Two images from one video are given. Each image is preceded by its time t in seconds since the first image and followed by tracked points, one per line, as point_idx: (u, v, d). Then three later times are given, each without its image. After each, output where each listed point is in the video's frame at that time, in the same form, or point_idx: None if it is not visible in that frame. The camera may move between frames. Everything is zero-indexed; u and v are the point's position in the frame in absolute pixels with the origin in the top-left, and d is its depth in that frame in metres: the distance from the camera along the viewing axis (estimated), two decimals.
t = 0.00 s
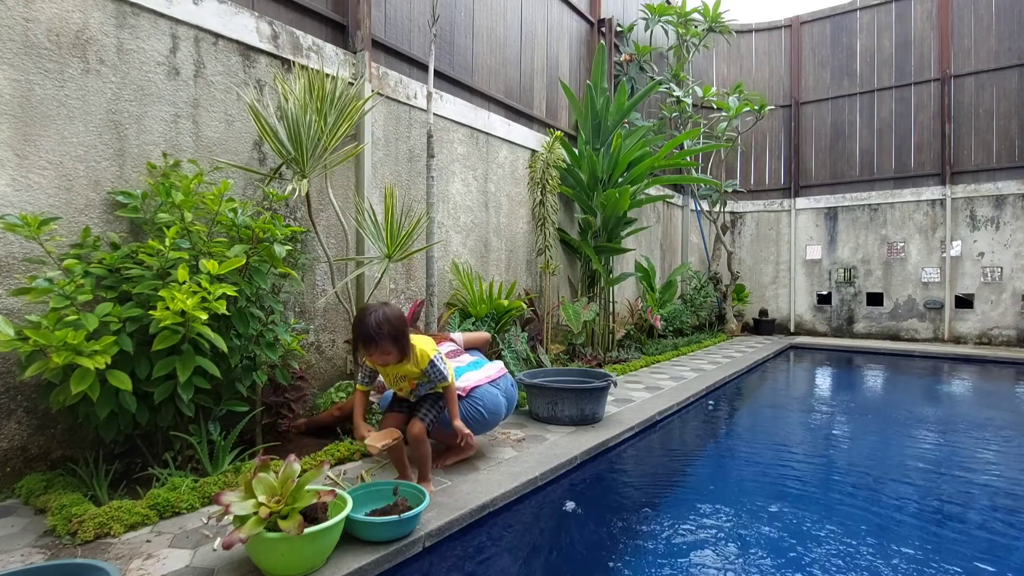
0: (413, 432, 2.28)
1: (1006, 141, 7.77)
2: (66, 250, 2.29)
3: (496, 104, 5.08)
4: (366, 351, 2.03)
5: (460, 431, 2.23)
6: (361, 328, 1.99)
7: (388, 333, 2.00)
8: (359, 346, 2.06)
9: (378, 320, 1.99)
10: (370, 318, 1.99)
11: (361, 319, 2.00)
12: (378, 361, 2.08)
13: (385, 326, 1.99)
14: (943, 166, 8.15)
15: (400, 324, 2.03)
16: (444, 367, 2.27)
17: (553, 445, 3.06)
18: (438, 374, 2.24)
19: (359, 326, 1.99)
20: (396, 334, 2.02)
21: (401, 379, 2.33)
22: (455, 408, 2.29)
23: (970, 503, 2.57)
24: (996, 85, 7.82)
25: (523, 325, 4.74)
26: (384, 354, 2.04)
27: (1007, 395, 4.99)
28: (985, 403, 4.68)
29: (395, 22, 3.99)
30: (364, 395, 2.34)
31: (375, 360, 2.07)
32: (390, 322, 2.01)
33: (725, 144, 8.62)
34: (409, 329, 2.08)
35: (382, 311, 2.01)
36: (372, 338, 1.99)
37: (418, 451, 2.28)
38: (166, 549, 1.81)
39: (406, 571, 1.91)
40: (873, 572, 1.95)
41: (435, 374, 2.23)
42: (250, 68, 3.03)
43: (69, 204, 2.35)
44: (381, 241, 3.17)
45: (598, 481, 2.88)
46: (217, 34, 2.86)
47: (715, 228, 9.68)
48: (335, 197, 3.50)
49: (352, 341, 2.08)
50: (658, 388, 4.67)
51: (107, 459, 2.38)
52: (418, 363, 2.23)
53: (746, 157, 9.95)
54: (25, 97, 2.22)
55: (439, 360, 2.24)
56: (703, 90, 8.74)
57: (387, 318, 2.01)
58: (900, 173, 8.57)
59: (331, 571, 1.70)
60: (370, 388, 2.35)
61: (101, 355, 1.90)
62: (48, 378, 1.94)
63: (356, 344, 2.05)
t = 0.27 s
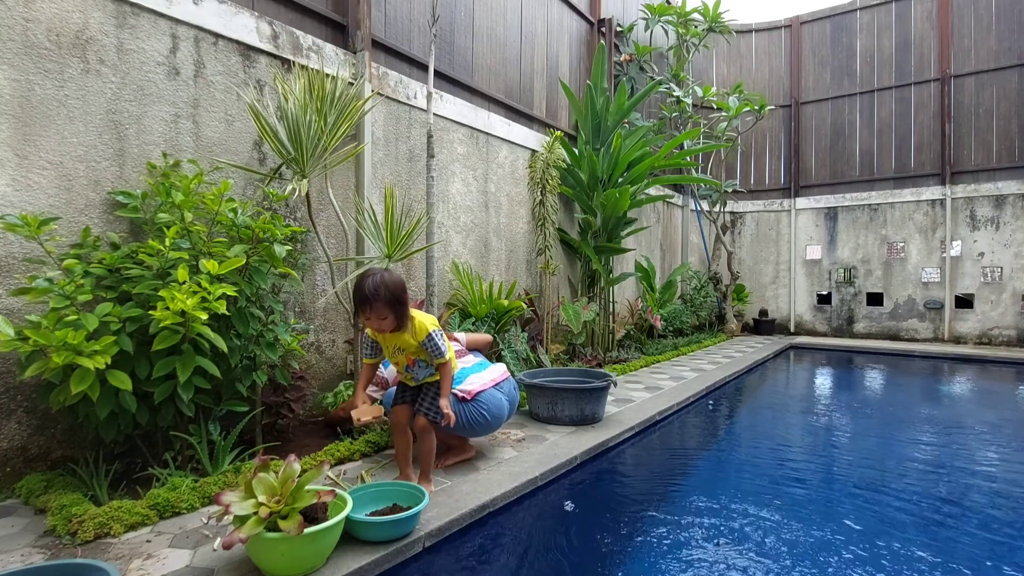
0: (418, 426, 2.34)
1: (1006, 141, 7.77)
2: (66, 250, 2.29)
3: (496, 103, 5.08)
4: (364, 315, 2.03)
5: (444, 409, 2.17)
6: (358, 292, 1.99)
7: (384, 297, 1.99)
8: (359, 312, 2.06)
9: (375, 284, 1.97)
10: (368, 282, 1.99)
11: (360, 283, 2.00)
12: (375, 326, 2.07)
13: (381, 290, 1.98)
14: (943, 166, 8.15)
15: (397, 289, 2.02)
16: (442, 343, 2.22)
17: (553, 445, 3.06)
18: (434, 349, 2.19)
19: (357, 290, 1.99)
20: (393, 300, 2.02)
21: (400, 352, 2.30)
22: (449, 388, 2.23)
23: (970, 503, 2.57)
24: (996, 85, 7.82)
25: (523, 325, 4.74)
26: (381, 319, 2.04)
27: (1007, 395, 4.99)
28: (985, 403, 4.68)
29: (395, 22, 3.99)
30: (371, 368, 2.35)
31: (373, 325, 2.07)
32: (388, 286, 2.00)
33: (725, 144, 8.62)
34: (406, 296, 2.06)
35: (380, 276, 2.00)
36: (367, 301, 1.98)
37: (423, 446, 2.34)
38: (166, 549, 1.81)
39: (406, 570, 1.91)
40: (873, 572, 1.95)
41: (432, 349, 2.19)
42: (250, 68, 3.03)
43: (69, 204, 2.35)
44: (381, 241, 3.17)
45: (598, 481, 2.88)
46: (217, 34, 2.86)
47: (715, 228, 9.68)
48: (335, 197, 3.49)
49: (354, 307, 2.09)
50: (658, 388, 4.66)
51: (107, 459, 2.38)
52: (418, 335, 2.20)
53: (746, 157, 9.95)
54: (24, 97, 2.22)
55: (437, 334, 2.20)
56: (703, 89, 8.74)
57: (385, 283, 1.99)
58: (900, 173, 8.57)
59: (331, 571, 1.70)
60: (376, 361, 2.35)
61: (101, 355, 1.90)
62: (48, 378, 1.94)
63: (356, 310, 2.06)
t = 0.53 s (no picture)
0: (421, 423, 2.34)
1: (1006, 141, 7.77)
2: (66, 250, 2.29)
3: (496, 103, 5.08)
4: (366, 314, 2.02)
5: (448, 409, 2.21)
6: (359, 290, 1.98)
7: (386, 296, 1.99)
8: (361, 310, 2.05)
9: (377, 283, 1.97)
10: (369, 281, 1.98)
11: (361, 281, 1.99)
12: (377, 325, 2.07)
13: (383, 288, 1.98)
14: (943, 166, 8.15)
15: (398, 287, 2.03)
16: (444, 341, 2.22)
17: (553, 445, 3.06)
18: (436, 347, 2.19)
19: (358, 288, 1.98)
20: (395, 298, 2.01)
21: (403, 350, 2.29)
22: (450, 385, 2.24)
23: (971, 503, 2.57)
24: (996, 85, 7.82)
25: (523, 325, 4.74)
26: (383, 318, 2.04)
27: (1007, 394, 4.99)
28: (985, 403, 4.68)
29: (395, 22, 3.99)
30: (372, 368, 2.32)
31: (375, 324, 2.07)
32: (389, 284, 2.00)
33: (725, 144, 8.62)
34: (408, 294, 2.07)
35: (383, 274, 2.00)
36: (369, 299, 1.97)
37: (426, 444, 2.34)
38: (166, 549, 1.81)
39: (406, 571, 1.91)
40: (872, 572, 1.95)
41: (433, 347, 2.19)
42: (250, 68, 3.03)
43: (69, 204, 2.35)
44: (381, 241, 3.17)
45: (598, 481, 2.87)
46: (217, 34, 2.86)
47: (715, 228, 9.68)
48: (335, 197, 3.50)
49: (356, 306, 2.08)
50: (658, 388, 4.66)
51: (107, 459, 2.38)
52: (419, 333, 2.19)
53: (746, 157, 9.95)
54: (24, 97, 2.22)
55: (438, 332, 2.20)
56: (703, 89, 8.74)
57: (387, 281, 1.99)
58: (900, 173, 8.57)
59: (331, 571, 1.70)
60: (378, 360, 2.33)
61: (101, 355, 1.90)
62: (48, 378, 1.94)
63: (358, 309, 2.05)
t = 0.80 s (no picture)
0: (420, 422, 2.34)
1: (1006, 141, 7.77)
2: (66, 250, 2.29)
3: (496, 103, 5.08)
4: (369, 320, 2.02)
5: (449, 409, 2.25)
6: (362, 296, 1.97)
7: (391, 301, 1.99)
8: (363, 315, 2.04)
9: (380, 288, 1.97)
10: (373, 286, 1.98)
11: (363, 287, 1.98)
12: (380, 329, 2.07)
13: (387, 293, 1.98)
14: (943, 166, 8.15)
15: (402, 292, 2.03)
16: (444, 343, 2.24)
17: (553, 445, 3.06)
18: (438, 349, 2.21)
19: (361, 294, 1.98)
20: (399, 303, 2.02)
21: (404, 352, 2.29)
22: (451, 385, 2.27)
23: (971, 503, 2.57)
24: (996, 85, 7.82)
25: (523, 325, 4.74)
26: (388, 323, 2.04)
27: (1007, 394, 4.99)
28: (985, 402, 4.68)
29: (395, 22, 3.99)
30: (369, 372, 2.29)
31: (378, 329, 2.06)
32: (393, 289, 1.99)
33: (725, 144, 8.62)
34: (410, 298, 2.07)
35: (385, 279, 2.00)
36: (374, 305, 1.97)
37: (426, 442, 2.33)
38: (166, 549, 1.81)
39: (406, 571, 1.91)
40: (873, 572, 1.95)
41: (435, 348, 2.20)
42: (250, 68, 3.03)
43: (69, 204, 2.35)
44: (381, 241, 3.17)
45: (598, 481, 2.87)
46: (217, 34, 2.86)
47: (715, 228, 9.69)
48: (335, 197, 3.50)
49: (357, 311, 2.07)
50: (658, 388, 4.67)
51: (107, 459, 2.38)
52: (420, 336, 2.20)
53: (746, 157, 9.95)
54: (25, 97, 2.22)
55: (440, 334, 2.21)
56: (703, 89, 8.74)
57: (390, 285, 1.99)
58: (900, 173, 8.57)
59: (331, 571, 1.70)
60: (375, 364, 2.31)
61: (101, 355, 1.90)
62: (48, 378, 1.94)
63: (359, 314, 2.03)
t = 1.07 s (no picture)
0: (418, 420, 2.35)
1: (1006, 140, 7.77)
2: (66, 250, 2.29)
3: (496, 103, 5.08)
4: (370, 319, 2.05)
5: (448, 408, 2.27)
6: (363, 296, 2.00)
7: (393, 301, 2.02)
8: (363, 315, 2.07)
9: (380, 287, 2.00)
10: (373, 286, 2.00)
11: (363, 287, 2.01)
12: (380, 329, 2.09)
13: (388, 292, 2.01)
14: (943, 166, 8.15)
15: (402, 291, 2.06)
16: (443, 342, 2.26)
17: (553, 445, 3.06)
18: (436, 348, 2.22)
19: (362, 294, 2.00)
20: (400, 301, 2.05)
21: (403, 352, 2.30)
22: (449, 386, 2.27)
23: (971, 503, 2.57)
24: (996, 85, 7.82)
25: (523, 325, 4.73)
26: (389, 322, 2.07)
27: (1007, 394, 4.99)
28: (986, 402, 4.68)
29: (395, 22, 3.99)
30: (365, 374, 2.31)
31: (378, 329, 2.09)
32: (393, 288, 2.03)
33: (725, 144, 8.62)
34: (410, 298, 2.11)
35: (386, 279, 2.03)
36: (376, 304, 2.00)
37: (424, 441, 2.33)
38: (166, 549, 1.81)
39: (406, 571, 1.91)
40: (873, 572, 1.95)
41: (433, 348, 2.22)
42: (250, 68, 3.03)
43: (69, 204, 2.35)
44: (381, 241, 3.17)
45: (598, 481, 2.87)
46: (217, 34, 2.86)
47: (715, 228, 9.68)
48: (335, 197, 3.50)
49: (357, 313, 2.10)
50: (658, 388, 4.66)
51: (107, 459, 2.38)
52: (418, 336, 2.22)
53: (746, 157, 9.95)
54: (25, 97, 2.22)
55: (438, 333, 2.23)
56: (703, 89, 8.74)
57: (390, 284, 2.02)
58: (900, 173, 8.57)
59: (331, 571, 1.70)
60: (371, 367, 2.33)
61: (101, 355, 1.90)
62: (48, 378, 1.94)
63: (359, 314, 2.06)
